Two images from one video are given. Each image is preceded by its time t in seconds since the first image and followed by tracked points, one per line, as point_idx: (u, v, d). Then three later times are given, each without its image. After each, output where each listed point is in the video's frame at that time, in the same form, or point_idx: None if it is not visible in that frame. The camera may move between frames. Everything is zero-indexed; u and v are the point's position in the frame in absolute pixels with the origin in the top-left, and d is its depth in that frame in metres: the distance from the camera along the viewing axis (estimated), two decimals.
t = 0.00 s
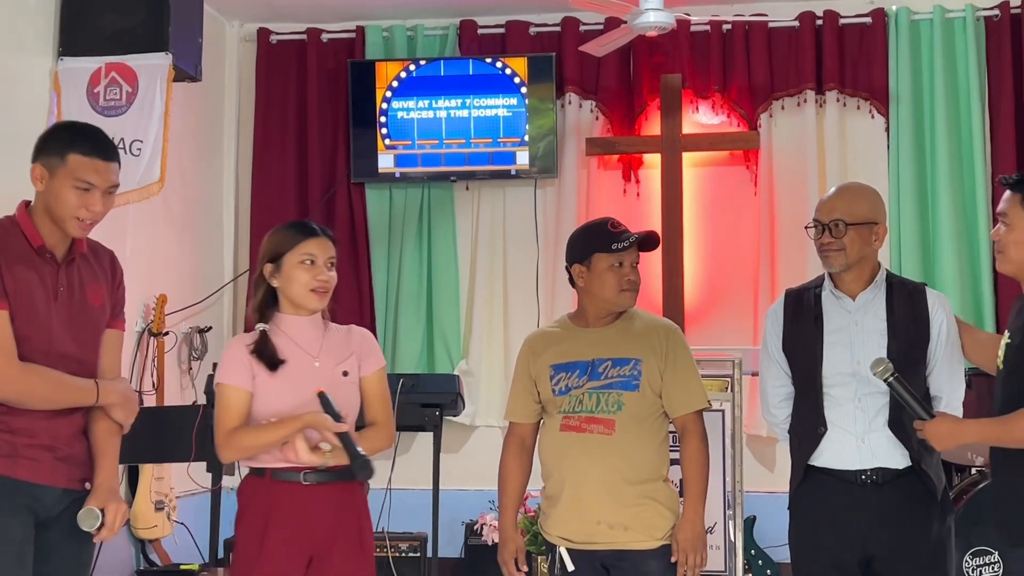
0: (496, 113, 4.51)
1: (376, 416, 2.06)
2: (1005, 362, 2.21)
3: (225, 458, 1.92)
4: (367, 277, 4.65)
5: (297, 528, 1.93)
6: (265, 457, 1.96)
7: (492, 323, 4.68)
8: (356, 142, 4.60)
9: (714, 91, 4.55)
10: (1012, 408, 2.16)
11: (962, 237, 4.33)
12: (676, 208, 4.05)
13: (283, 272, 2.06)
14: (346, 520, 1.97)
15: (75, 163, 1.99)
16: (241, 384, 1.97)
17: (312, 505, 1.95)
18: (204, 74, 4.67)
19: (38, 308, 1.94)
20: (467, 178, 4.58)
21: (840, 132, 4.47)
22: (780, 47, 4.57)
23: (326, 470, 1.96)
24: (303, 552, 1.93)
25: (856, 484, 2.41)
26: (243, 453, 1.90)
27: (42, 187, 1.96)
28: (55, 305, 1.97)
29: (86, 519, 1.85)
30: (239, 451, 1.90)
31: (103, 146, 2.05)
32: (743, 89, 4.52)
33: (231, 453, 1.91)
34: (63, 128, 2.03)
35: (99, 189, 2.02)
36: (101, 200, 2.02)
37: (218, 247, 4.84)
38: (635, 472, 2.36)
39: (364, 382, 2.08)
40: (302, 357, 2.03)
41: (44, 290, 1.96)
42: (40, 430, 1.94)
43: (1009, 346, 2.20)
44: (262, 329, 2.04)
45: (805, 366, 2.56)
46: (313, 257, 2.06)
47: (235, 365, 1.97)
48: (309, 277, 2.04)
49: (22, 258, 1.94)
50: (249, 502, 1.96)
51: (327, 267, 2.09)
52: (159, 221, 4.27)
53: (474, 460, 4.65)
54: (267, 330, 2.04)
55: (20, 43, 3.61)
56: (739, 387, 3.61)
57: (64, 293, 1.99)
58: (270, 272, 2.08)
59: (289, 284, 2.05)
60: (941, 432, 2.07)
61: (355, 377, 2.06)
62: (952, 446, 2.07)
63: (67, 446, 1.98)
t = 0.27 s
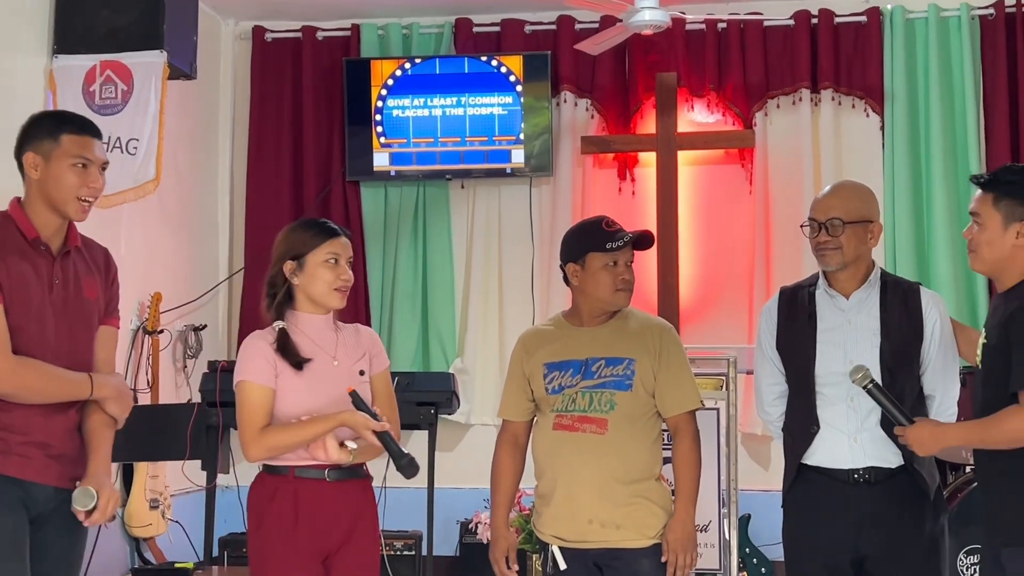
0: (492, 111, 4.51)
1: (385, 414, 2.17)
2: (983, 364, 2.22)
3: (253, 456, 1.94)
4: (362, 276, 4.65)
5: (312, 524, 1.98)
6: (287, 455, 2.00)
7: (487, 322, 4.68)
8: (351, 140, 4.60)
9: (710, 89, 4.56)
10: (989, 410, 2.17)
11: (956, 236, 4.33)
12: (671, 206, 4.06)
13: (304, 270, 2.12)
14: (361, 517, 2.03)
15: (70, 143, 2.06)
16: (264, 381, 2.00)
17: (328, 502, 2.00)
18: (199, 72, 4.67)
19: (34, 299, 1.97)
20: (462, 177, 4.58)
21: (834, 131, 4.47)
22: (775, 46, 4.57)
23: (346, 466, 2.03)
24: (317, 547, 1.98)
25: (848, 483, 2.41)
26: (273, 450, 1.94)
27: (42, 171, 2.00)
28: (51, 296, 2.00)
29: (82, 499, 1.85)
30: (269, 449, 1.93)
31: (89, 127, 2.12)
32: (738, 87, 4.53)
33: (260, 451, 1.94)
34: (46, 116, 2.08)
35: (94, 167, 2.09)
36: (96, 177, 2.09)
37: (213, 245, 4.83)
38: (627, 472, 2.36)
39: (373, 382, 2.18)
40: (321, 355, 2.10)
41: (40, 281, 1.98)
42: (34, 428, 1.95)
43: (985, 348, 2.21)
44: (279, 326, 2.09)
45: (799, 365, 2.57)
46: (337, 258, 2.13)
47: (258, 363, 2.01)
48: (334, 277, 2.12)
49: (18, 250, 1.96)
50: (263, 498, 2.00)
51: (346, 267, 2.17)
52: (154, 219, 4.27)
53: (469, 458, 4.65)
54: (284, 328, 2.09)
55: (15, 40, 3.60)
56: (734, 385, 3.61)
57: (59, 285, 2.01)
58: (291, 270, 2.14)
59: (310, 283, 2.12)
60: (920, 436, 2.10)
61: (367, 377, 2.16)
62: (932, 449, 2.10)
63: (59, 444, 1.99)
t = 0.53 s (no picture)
0: (488, 109, 4.51)
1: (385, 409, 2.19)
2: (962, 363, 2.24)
3: (263, 452, 1.92)
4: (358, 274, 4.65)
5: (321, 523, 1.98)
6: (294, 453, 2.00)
7: (484, 320, 4.69)
8: (347, 138, 4.59)
9: (706, 87, 4.55)
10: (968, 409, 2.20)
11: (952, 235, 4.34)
12: (667, 205, 4.06)
13: (314, 264, 2.11)
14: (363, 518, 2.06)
15: (68, 136, 2.07)
16: (271, 376, 1.99)
17: (337, 502, 2.01)
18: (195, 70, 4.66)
19: (29, 296, 1.98)
20: (458, 175, 4.58)
21: (830, 129, 4.47)
22: (771, 44, 4.57)
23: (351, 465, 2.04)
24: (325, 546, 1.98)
25: (845, 481, 2.42)
26: (284, 447, 1.93)
27: (43, 165, 2.01)
28: (45, 292, 2.01)
29: (78, 466, 1.83)
30: (280, 445, 1.92)
31: (80, 119, 2.13)
32: (734, 85, 4.53)
33: (271, 447, 1.93)
34: (37, 108, 2.08)
35: (89, 160, 2.11)
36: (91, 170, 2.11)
37: (208, 243, 4.83)
38: (622, 469, 2.36)
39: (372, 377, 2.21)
40: (324, 351, 2.10)
41: (35, 278, 1.99)
42: (31, 428, 1.96)
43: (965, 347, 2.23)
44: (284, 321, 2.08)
45: (794, 364, 2.56)
46: (344, 253, 2.13)
47: (265, 358, 2.00)
48: (341, 273, 2.11)
49: (14, 246, 1.97)
50: (269, 497, 1.98)
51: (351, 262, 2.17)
52: (150, 216, 4.26)
53: (465, 456, 4.65)
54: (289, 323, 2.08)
55: (11, 37, 3.60)
56: (730, 383, 3.61)
57: (53, 280, 2.03)
58: (297, 264, 2.12)
59: (317, 278, 2.11)
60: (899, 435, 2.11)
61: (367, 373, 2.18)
62: (910, 446, 2.11)
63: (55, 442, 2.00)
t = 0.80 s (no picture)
0: (484, 107, 4.51)
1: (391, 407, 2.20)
2: (953, 357, 2.30)
3: (274, 452, 1.91)
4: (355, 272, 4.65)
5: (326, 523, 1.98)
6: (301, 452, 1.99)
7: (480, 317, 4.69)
8: (344, 135, 4.59)
9: (703, 85, 4.55)
10: (957, 403, 2.28)
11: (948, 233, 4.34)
12: (663, 202, 4.06)
13: (322, 260, 2.10)
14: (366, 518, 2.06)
15: (52, 122, 2.06)
16: (281, 374, 1.98)
17: (342, 501, 2.01)
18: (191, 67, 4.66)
19: (26, 288, 1.99)
20: (455, 173, 4.58)
21: (827, 126, 4.48)
22: (768, 42, 4.56)
23: (357, 464, 2.04)
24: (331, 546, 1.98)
25: (843, 478, 2.42)
26: (295, 446, 1.92)
27: (29, 152, 2.00)
28: (40, 282, 2.02)
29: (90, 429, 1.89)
30: (290, 444, 1.92)
31: (63, 103, 2.12)
32: (731, 83, 4.53)
33: (282, 446, 1.92)
34: (18, 94, 2.06)
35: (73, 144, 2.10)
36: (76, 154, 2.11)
37: (205, 240, 4.83)
38: (617, 467, 2.36)
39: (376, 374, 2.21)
40: (331, 348, 2.09)
41: (30, 268, 2.00)
42: (33, 424, 1.98)
43: (956, 341, 2.30)
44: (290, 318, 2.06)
45: (791, 362, 2.56)
46: (353, 249, 2.13)
47: (274, 356, 1.99)
48: (350, 269, 2.12)
49: (6, 237, 1.97)
50: (275, 495, 1.97)
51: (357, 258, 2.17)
52: (146, 214, 4.26)
53: (462, 454, 4.65)
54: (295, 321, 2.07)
55: (8, 34, 3.59)
56: (726, 381, 3.61)
57: (45, 270, 2.04)
58: (305, 260, 2.10)
59: (326, 274, 2.11)
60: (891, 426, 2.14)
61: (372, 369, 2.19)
62: (902, 439, 2.15)
63: (53, 437, 2.02)
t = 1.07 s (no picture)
0: (481, 105, 4.51)
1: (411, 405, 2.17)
2: (953, 354, 2.31)
3: (300, 451, 1.88)
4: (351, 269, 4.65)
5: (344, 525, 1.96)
6: (324, 454, 1.96)
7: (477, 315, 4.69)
8: (340, 133, 4.59)
9: (699, 83, 4.55)
10: (957, 399, 2.28)
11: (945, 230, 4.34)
12: (660, 200, 4.06)
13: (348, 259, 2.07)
14: (384, 521, 2.04)
15: (55, 117, 2.07)
16: (305, 372, 1.95)
17: (360, 503, 1.99)
18: (188, 64, 4.65)
19: (31, 284, 1.99)
20: (452, 170, 4.58)
21: (823, 124, 4.48)
22: (765, 39, 4.57)
23: (377, 465, 2.02)
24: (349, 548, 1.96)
25: (837, 476, 2.42)
26: (322, 447, 1.89)
27: (33, 148, 2.01)
28: (44, 279, 2.03)
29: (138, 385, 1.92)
30: (316, 443, 1.89)
31: (63, 97, 2.13)
32: (728, 81, 4.53)
33: (308, 446, 1.89)
34: (19, 89, 2.06)
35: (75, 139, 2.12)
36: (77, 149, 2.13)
37: (201, 238, 4.82)
38: (613, 464, 2.36)
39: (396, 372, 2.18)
40: (354, 348, 2.06)
41: (35, 265, 2.01)
42: (37, 423, 1.98)
43: (957, 338, 2.30)
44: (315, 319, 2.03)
45: (787, 359, 2.56)
46: (379, 249, 2.09)
47: (298, 354, 1.95)
48: (377, 269, 2.08)
49: (14, 235, 1.97)
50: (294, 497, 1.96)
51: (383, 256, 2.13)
52: (142, 211, 4.26)
53: (458, 451, 4.65)
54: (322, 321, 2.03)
55: (4, 31, 3.58)
56: (722, 378, 3.60)
57: (47, 268, 2.04)
58: (331, 259, 2.06)
59: (352, 274, 2.07)
60: (896, 422, 2.17)
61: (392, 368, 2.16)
62: (907, 434, 2.18)
63: (53, 437, 2.03)
